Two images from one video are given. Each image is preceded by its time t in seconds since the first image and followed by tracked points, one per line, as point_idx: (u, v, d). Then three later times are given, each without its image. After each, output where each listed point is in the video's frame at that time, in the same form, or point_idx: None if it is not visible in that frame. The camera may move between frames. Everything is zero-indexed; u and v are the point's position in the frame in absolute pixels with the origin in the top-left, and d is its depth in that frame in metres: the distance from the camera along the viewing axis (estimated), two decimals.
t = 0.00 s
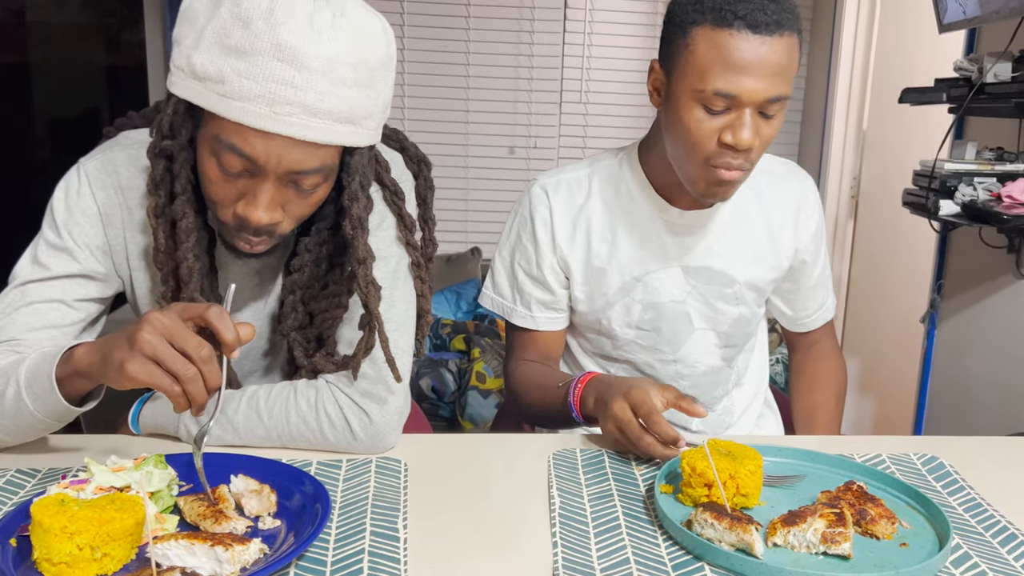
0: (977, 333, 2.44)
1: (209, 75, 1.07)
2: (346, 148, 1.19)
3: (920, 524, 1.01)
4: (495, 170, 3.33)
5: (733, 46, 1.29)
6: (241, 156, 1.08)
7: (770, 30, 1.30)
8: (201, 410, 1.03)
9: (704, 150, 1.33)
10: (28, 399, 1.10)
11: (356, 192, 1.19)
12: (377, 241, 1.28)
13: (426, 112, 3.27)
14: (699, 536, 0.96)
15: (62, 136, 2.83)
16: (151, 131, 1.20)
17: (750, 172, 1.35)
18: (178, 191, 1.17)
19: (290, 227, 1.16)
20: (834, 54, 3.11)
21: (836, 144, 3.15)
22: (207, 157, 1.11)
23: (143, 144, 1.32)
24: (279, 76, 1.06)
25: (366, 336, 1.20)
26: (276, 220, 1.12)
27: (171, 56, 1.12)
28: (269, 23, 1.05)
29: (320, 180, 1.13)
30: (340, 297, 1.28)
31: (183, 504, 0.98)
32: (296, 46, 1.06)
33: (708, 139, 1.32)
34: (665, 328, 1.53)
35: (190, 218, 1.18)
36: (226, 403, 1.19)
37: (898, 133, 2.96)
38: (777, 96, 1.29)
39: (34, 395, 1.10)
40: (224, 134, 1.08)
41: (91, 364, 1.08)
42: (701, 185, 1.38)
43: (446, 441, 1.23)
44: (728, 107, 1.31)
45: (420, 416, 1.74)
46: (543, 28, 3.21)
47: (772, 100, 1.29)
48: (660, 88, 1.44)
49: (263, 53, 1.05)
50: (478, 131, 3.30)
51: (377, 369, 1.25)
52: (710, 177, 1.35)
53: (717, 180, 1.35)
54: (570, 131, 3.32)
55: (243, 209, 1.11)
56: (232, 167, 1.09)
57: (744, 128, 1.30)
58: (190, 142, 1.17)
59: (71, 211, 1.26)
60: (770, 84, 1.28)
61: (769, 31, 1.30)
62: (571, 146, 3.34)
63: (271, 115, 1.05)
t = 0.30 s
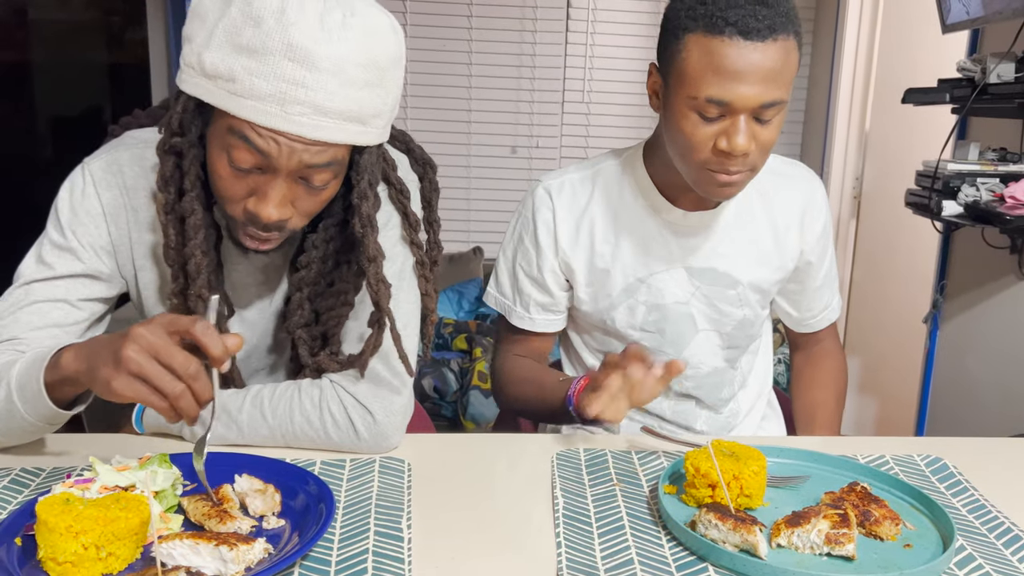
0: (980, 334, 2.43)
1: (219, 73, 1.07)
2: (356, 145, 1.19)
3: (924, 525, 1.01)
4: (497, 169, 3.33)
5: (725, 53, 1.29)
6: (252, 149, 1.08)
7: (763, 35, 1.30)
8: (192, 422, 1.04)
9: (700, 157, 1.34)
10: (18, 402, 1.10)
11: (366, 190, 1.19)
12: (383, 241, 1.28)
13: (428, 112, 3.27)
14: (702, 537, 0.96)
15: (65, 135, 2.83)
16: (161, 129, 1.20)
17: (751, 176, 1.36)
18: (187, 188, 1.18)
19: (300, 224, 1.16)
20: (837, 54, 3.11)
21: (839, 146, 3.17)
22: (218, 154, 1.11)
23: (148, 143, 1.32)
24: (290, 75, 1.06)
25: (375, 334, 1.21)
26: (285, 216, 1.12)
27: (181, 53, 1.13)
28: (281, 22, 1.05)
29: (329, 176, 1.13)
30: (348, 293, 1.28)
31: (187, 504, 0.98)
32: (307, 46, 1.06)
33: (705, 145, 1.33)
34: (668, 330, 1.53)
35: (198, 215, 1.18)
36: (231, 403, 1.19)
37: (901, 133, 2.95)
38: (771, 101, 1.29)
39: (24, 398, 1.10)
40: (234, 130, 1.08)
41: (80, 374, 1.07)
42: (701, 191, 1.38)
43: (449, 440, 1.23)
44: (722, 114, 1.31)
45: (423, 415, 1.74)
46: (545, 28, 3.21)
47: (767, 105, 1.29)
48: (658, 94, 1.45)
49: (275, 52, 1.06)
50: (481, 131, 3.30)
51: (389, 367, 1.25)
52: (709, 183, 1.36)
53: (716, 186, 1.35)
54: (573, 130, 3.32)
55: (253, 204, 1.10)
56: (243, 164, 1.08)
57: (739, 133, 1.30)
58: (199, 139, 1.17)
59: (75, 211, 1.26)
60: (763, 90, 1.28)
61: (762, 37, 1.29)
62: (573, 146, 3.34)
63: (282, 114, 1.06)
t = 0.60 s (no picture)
0: (981, 335, 2.43)
1: (235, 64, 1.07)
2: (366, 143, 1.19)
3: (927, 524, 1.00)
4: (498, 168, 3.32)
5: (724, 60, 1.29)
6: (266, 142, 1.08)
7: (765, 43, 1.29)
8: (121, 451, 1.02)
9: (697, 162, 1.34)
10: None
11: (374, 189, 1.19)
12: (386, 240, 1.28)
13: (429, 110, 3.27)
14: (704, 536, 0.95)
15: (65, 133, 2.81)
16: (170, 119, 1.19)
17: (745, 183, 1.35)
18: (198, 182, 1.16)
19: (306, 221, 1.16)
20: (839, 53, 3.11)
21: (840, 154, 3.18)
22: (229, 146, 1.11)
23: (149, 140, 1.32)
24: (306, 69, 1.06)
25: (376, 332, 1.21)
26: (295, 212, 1.13)
27: (197, 43, 1.12)
28: (302, 16, 1.05)
29: (340, 173, 1.13)
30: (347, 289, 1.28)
31: (187, 503, 0.98)
32: (327, 41, 1.06)
33: (701, 150, 1.32)
34: (666, 329, 1.53)
35: (208, 209, 1.17)
36: (231, 400, 1.19)
37: (901, 133, 2.95)
38: (769, 110, 1.28)
39: None
40: (249, 121, 1.08)
41: None
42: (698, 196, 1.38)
43: (450, 438, 1.23)
44: (720, 120, 1.30)
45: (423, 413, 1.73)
46: (547, 26, 3.20)
47: (765, 113, 1.28)
48: (660, 94, 1.44)
49: (294, 46, 1.06)
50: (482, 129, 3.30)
51: (386, 367, 1.24)
52: (705, 187, 1.36)
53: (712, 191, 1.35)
54: (574, 129, 3.31)
55: (263, 198, 1.11)
56: (256, 156, 1.09)
57: (735, 140, 1.30)
58: (210, 132, 1.16)
59: (74, 207, 1.26)
60: (763, 98, 1.28)
61: (763, 45, 1.29)
62: (574, 145, 3.33)
63: (297, 108, 1.06)
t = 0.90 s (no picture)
0: (983, 336, 2.43)
1: (249, 62, 1.07)
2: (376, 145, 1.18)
3: (930, 524, 1.01)
4: (499, 168, 3.33)
5: (706, 59, 1.29)
6: (275, 142, 1.08)
7: (746, 42, 1.29)
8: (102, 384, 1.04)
9: (684, 159, 1.35)
10: None
11: (382, 191, 1.20)
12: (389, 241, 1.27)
13: (431, 110, 3.27)
14: (708, 535, 0.96)
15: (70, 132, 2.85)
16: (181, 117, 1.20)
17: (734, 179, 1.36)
18: (205, 179, 1.17)
19: (313, 221, 1.17)
20: (841, 54, 3.12)
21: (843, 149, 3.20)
22: (239, 144, 1.11)
23: (155, 140, 1.32)
24: (319, 69, 1.06)
25: (383, 334, 1.22)
26: (302, 212, 1.13)
27: (208, 41, 1.12)
28: (316, 17, 1.06)
29: (349, 175, 1.13)
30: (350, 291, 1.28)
31: (192, 501, 0.98)
32: (341, 42, 1.06)
33: (686, 149, 1.33)
34: (668, 325, 1.53)
35: (216, 207, 1.17)
36: (235, 400, 1.19)
37: (901, 133, 2.95)
38: (752, 108, 1.29)
39: None
40: (259, 119, 1.08)
41: None
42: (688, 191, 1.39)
43: (454, 438, 1.23)
44: (703, 118, 1.31)
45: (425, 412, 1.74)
46: (549, 26, 3.21)
47: (748, 111, 1.29)
48: (650, 91, 1.45)
49: (307, 46, 1.06)
50: (483, 129, 3.30)
51: (395, 368, 1.24)
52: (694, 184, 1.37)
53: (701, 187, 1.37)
54: (575, 129, 3.32)
55: (271, 198, 1.12)
56: (265, 156, 1.09)
57: (718, 139, 1.30)
58: (220, 130, 1.17)
59: (79, 206, 1.26)
60: (744, 97, 1.28)
61: (744, 44, 1.29)
62: (575, 145, 3.33)
63: (308, 108, 1.06)
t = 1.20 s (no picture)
0: (983, 336, 2.43)
1: (252, 60, 1.07)
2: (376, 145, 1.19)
3: (929, 523, 1.01)
4: (500, 167, 3.33)
5: (695, 50, 1.31)
6: (276, 141, 1.08)
7: (734, 34, 1.31)
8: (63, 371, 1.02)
9: (671, 151, 1.36)
10: None
11: (383, 191, 1.20)
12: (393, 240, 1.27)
13: (431, 109, 3.27)
14: (707, 533, 0.96)
15: (71, 130, 2.87)
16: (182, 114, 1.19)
17: (721, 172, 1.37)
18: (207, 176, 1.17)
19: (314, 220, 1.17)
20: (841, 54, 3.12)
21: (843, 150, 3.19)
22: (241, 142, 1.11)
23: (155, 138, 1.32)
24: (322, 67, 1.06)
25: (383, 333, 1.22)
26: (302, 211, 1.13)
27: (213, 40, 1.12)
28: (320, 16, 1.06)
29: (349, 175, 1.14)
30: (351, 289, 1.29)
31: (192, 499, 0.98)
32: (344, 41, 1.06)
33: (675, 139, 1.34)
34: (666, 321, 1.54)
35: (218, 204, 1.18)
36: (235, 398, 1.19)
37: (902, 133, 2.95)
38: (740, 98, 1.30)
39: None
40: (261, 118, 1.09)
41: None
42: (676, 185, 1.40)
43: (453, 436, 1.23)
44: (692, 109, 1.32)
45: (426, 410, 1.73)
46: (550, 26, 3.21)
47: (736, 102, 1.30)
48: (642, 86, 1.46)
49: (310, 45, 1.06)
50: (484, 129, 3.30)
51: (396, 366, 1.25)
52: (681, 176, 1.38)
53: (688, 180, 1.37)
54: (576, 129, 3.32)
55: (272, 196, 1.12)
56: (267, 155, 1.09)
57: (706, 128, 1.31)
58: (221, 128, 1.17)
59: (78, 205, 1.26)
60: (733, 87, 1.30)
61: (733, 35, 1.30)
62: (576, 144, 3.34)
63: (312, 107, 1.06)
